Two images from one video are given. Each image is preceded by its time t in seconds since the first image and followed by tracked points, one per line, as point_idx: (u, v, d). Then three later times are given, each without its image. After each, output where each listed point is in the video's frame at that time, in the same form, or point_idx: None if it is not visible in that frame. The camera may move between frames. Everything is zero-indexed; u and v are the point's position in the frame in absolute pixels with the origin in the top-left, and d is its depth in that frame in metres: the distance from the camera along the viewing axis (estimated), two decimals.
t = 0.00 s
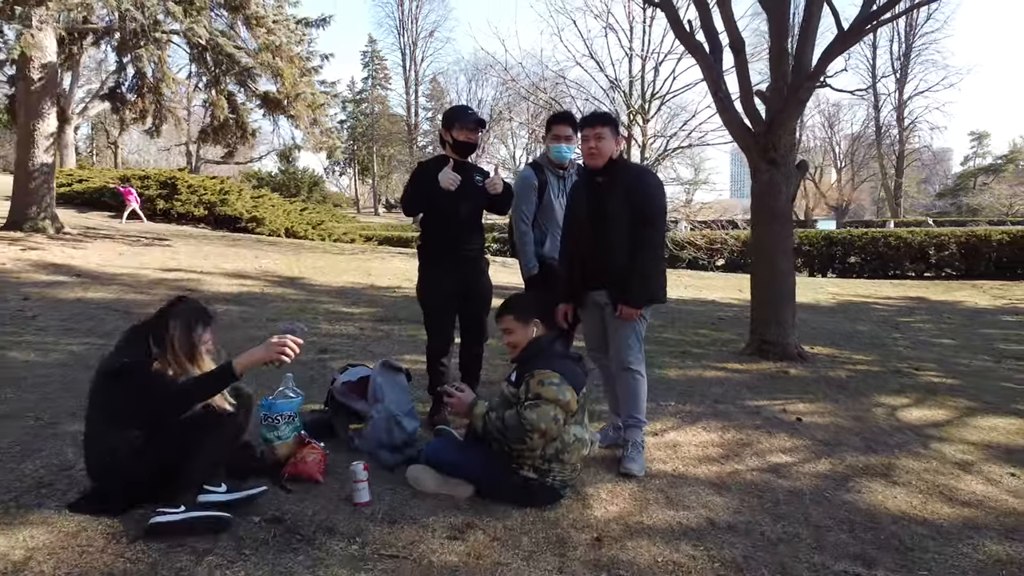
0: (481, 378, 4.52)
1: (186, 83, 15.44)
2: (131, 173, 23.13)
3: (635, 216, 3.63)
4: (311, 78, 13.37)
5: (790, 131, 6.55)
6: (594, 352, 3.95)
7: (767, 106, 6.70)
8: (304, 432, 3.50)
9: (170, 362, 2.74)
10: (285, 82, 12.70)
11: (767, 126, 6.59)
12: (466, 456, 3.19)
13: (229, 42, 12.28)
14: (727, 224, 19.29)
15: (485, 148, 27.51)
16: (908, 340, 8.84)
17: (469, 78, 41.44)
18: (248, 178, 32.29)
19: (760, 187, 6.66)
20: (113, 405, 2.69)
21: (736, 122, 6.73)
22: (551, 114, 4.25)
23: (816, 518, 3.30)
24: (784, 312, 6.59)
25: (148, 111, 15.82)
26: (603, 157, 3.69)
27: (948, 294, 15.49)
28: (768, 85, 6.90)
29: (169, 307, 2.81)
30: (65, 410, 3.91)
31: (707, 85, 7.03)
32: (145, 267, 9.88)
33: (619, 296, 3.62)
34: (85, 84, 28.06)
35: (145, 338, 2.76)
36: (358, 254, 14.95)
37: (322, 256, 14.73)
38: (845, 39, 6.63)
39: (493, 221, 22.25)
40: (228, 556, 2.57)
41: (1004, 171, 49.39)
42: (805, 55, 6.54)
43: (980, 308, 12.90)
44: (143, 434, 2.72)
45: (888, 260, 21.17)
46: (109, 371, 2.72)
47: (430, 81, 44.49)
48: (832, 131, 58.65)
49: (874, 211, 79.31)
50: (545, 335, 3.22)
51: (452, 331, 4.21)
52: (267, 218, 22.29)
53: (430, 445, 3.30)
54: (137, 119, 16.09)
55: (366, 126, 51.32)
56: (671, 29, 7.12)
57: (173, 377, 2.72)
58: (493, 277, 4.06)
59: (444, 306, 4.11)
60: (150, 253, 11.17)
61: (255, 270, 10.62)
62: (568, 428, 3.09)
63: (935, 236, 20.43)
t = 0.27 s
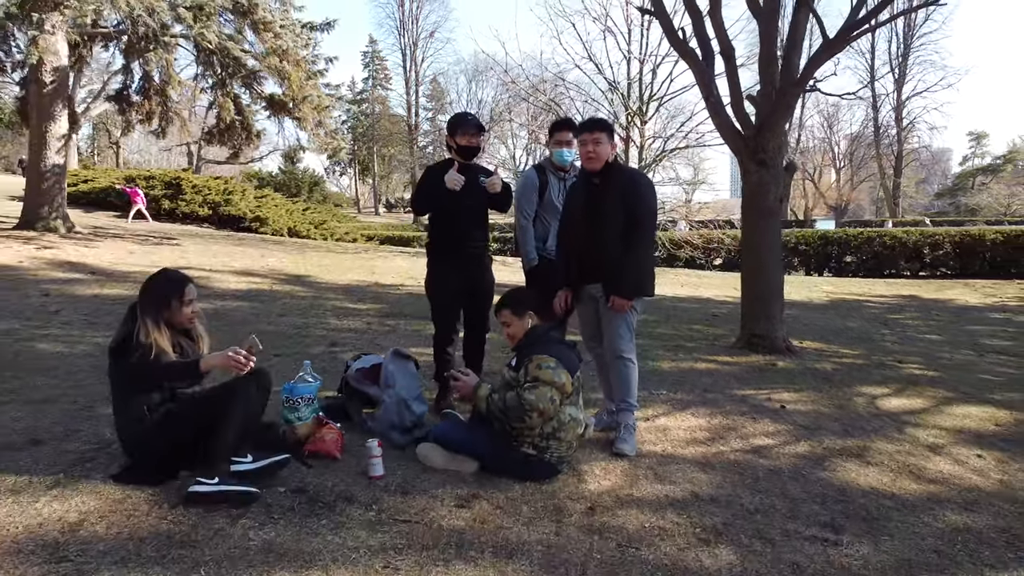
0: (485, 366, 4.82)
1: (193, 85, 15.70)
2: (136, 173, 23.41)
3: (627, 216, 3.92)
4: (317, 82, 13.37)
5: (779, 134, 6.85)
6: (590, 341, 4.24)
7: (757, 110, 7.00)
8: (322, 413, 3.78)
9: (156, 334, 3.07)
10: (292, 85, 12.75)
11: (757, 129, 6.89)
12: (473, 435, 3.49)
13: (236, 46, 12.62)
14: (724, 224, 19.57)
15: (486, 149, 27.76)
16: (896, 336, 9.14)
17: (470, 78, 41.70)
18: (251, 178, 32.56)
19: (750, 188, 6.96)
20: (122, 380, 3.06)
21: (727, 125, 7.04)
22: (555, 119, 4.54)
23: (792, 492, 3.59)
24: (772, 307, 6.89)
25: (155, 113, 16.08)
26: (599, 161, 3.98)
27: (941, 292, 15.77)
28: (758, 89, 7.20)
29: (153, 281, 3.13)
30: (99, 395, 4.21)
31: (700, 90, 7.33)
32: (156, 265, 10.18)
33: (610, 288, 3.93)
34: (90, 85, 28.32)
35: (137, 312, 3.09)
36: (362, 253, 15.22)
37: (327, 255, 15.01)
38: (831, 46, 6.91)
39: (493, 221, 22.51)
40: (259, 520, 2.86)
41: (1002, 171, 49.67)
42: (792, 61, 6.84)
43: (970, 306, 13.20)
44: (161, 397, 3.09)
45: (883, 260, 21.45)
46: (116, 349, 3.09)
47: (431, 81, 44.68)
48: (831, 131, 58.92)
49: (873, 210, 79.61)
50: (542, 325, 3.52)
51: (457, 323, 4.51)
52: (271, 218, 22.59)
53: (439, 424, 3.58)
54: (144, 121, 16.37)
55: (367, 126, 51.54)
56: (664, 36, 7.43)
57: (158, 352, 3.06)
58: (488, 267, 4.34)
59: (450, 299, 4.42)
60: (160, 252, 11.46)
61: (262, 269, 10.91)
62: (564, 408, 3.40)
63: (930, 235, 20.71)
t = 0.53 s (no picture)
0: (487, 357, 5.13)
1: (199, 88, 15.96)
2: (140, 174, 23.68)
3: (619, 216, 4.23)
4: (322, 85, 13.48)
5: (769, 139, 7.16)
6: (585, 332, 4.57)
7: (748, 115, 7.31)
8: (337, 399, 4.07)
9: (177, 321, 3.34)
10: (299, 89, 12.96)
11: (747, 133, 7.21)
12: (477, 417, 3.80)
13: (244, 50, 12.85)
14: (721, 224, 19.85)
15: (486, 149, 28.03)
16: (884, 332, 9.45)
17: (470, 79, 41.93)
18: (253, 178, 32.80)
19: (740, 189, 7.27)
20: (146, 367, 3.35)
21: (718, 129, 7.35)
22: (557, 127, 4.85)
23: (770, 470, 3.92)
24: (763, 303, 7.20)
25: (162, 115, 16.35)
26: (595, 164, 4.29)
27: (934, 291, 16.06)
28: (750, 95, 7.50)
29: (174, 276, 3.34)
30: (128, 383, 4.51)
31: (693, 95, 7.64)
32: (167, 264, 10.48)
33: (606, 282, 4.23)
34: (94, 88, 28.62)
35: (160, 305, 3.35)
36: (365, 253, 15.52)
37: (331, 254, 15.30)
38: (816, 55, 7.24)
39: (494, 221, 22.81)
40: (285, 490, 3.17)
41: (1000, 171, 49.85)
42: (781, 68, 7.14)
43: (960, 304, 13.50)
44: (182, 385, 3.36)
45: (878, 260, 21.76)
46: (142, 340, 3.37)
47: (432, 82, 44.91)
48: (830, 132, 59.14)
49: (871, 210, 79.87)
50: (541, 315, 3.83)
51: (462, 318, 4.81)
52: (274, 218, 22.87)
53: (447, 408, 3.89)
54: (151, 123, 16.64)
55: (369, 127, 51.80)
56: (659, 44, 7.75)
57: (180, 335, 3.34)
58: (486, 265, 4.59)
59: (454, 293, 4.70)
60: (170, 252, 11.75)
61: (270, 268, 11.21)
62: (559, 395, 3.69)
63: (925, 235, 21.01)
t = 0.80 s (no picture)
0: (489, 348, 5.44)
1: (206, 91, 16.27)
2: (145, 174, 23.99)
3: (614, 216, 4.56)
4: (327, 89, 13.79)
5: (759, 143, 7.48)
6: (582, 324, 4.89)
7: (739, 120, 7.63)
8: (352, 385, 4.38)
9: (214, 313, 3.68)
10: (305, 93, 13.24)
11: (739, 137, 7.53)
12: (481, 400, 4.12)
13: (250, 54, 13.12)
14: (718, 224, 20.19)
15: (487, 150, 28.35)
16: (872, 328, 9.79)
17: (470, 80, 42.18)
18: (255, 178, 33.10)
19: (732, 191, 7.59)
20: (184, 359, 3.66)
21: (711, 133, 7.68)
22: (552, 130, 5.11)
23: (753, 450, 4.24)
24: (753, 300, 7.54)
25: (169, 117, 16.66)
26: (591, 167, 4.63)
27: (926, 290, 16.40)
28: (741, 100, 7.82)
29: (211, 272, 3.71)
30: (155, 371, 4.83)
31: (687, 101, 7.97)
32: (178, 263, 10.80)
33: (602, 277, 4.55)
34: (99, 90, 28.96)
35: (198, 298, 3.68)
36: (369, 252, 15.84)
37: (335, 253, 15.63)
38: (804, 62, 7.56)
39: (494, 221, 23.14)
40: (309, 464, 3.50)
41: (998, 172, 50.13)
42: (771, 74, 7.47)
43: (950, 302, 13.83)
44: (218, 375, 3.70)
45: (873, 259, 22.13)
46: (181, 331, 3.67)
47: (433, 84, 45.21)
48: (828, 132, 59.41)
49: (870, 210, 80.18)
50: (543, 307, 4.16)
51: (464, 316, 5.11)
52: (277, 219, 23.18)
53: (455, 393, 4.21)
54: (159, 125, 16.97)
55: (370, 128, 52.12)
56: (655, 52, 8.08)
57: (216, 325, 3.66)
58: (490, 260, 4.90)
59: (456, 290, 5.02)
60: (180, 251, 12.06)
61: (278, 266, 11.54)
62: (558, 378, 4.02)
63: (919, 235, 21.35)
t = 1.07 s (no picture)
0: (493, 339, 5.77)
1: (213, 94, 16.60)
2: (151, 175, 24.32)
3: (606, 216, 4.85)
4: (332, 93, 14.14)
5: (750, 146, 7.81)
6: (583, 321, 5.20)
7: (731, 123, 7.97)
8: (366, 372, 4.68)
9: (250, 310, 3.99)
10: (311, 96, 13.58)
11: (730, 141, 7.86)
12: (486, 387, 4.45)
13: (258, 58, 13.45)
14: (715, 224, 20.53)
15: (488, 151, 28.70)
16: (861, 324, 10.13)
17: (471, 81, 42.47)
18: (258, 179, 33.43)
19: (724, 193, 7.92)
20: (218, 350, 3.99)
21: (704, 136, 8.02)
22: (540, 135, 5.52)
23: (738, 434, 4.58)
24: (745, 298, 7.88)
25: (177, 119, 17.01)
26: (582, 171, 4.97)
27: (918, 289, 16.74)
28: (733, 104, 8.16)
29: (254, 274, 4.06)
30: (180, 361, 5.16)
31: (681, 105, 8.31)
32: (190, 262, 11.15)
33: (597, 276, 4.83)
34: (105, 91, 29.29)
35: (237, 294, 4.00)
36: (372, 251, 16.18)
37: (340, 253, 15.98)
38: (793, 69, 7.89)
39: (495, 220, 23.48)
40: (330, 444, 3.82)
41: (996, 173, 50.43)
42: (761, 79, 7.80)
43: (940, 301, 14.17)
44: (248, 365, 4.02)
45: (869, 259, 22.45)
46: (217, 323, 3.99)
47: (434, 84, 45.56)
48: (827, 133, 59.71)
49: (869, 210, 80.48)
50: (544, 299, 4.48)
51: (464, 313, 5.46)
52: (281, 219, 23.52)
53: (463, 381, 4.52)
54: (167, 127, 17.31)
55: (371, 128, 52.51)
56: (650, 57, 8.42)
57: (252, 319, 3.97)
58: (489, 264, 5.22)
59: (456, 290, 5.34)
60: (190, 251, 12.39)
61: (285, 265, 11.88)
62: (558, 367, 4.34)
63: (914, 235, 21.67)
